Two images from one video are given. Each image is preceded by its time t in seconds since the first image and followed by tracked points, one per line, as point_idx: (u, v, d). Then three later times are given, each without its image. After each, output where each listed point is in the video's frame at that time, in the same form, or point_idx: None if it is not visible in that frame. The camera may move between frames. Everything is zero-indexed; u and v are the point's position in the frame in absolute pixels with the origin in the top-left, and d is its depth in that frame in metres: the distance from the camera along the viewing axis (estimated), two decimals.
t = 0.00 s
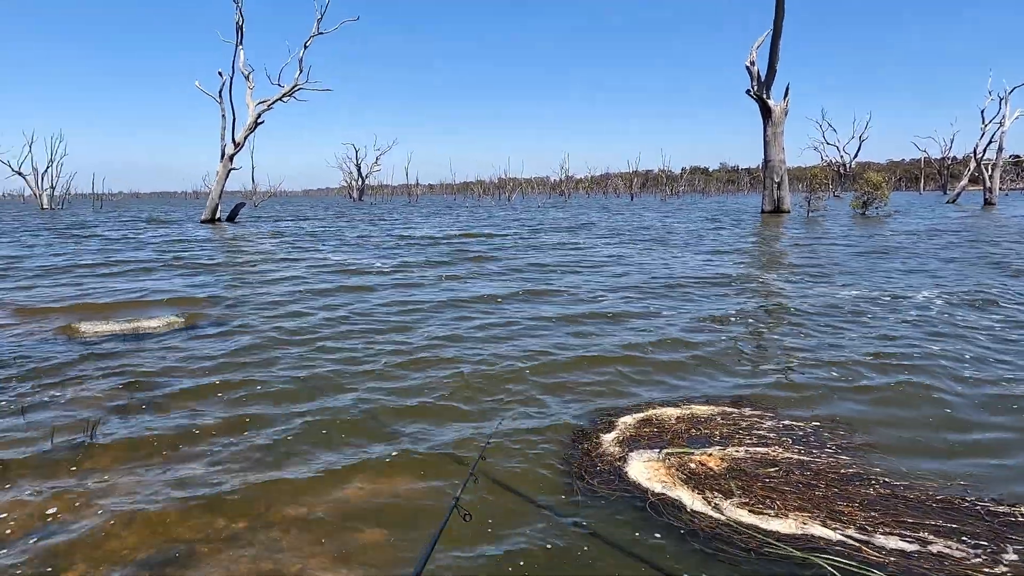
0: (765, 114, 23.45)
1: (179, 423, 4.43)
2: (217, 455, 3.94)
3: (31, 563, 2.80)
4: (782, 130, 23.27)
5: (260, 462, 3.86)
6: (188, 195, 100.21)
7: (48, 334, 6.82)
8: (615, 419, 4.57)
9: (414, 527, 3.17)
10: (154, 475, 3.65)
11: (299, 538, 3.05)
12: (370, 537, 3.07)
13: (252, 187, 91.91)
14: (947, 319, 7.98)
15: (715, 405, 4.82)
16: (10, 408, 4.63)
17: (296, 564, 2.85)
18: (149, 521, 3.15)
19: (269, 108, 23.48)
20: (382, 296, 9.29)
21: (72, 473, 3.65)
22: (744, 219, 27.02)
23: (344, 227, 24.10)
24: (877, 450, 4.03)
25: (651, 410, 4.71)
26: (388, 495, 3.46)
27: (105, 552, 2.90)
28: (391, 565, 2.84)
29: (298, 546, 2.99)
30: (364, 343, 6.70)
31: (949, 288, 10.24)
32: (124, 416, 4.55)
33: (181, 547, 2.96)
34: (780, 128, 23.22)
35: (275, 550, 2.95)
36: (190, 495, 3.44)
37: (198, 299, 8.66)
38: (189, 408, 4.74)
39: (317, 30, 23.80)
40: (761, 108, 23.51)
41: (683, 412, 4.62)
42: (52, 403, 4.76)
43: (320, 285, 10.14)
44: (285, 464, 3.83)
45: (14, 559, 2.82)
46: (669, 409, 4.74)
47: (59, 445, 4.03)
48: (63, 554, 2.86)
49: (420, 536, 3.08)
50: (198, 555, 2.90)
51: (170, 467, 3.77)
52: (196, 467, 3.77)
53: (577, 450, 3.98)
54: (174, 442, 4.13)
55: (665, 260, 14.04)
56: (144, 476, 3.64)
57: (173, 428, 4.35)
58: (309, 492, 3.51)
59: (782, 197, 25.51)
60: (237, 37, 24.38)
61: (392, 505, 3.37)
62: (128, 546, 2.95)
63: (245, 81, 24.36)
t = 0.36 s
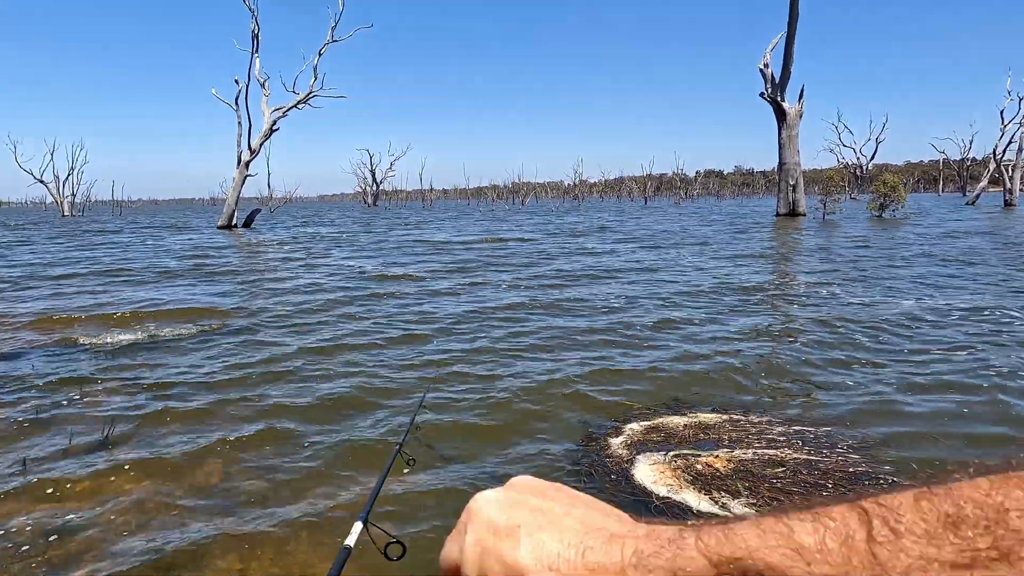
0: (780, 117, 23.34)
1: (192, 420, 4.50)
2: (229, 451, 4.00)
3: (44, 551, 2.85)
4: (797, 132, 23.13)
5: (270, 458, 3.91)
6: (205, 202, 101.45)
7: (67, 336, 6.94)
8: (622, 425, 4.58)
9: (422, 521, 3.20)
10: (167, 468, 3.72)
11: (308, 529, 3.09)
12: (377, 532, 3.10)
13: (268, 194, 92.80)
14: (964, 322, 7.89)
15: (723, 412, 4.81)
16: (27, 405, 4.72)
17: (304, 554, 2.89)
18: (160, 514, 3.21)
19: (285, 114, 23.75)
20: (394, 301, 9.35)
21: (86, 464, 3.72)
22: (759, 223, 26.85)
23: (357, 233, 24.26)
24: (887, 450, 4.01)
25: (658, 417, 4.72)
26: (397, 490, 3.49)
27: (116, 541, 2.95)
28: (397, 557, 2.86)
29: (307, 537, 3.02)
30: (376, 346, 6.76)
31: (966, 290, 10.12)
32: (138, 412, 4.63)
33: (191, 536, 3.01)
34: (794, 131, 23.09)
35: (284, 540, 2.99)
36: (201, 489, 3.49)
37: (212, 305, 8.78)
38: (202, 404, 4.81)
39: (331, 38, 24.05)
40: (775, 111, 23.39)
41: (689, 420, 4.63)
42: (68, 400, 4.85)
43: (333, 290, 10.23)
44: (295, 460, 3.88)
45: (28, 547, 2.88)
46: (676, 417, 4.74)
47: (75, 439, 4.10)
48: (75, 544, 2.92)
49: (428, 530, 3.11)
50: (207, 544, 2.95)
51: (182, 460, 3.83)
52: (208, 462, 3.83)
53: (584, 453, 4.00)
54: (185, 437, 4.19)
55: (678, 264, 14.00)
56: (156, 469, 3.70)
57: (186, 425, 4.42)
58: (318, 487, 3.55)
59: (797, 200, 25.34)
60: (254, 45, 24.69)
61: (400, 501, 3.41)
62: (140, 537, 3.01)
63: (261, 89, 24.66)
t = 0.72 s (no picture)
0: (797, 117, 23.13)
1: (211, 429, 4.57)
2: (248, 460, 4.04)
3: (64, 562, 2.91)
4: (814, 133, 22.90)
5: (288, 467, 3.94)
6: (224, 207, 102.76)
7: (90, 345, 7.07)
8: (638, 426, 4.56)
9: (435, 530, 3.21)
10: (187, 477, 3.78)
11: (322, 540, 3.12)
12: (392, 540, 3.12)
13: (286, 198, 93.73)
14: (986, 326, 7.76)
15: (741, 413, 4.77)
16: (51, 414, 4.83)
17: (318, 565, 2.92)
18: (178, 520, 3.25)
19: (302, 120, 23.97)
20: (410, 307, 9.40)
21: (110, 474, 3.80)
22: (776, 225, 26.61)
23: (374, 238, 24.40)
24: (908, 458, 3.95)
25: (673, 417, 4.69)
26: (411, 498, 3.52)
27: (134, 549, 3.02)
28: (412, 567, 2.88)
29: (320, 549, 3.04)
30: (391, 353, 6.80)
31: (989, 293, 9.95)
32: (160, 422, 4.71)
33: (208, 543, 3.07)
34: (812, 132, 22.86)
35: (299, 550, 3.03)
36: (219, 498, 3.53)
37: (230, 312, 8.89)
38: (223, 414, 4.88)
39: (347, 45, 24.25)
40: (792, 111, 23.17)
41: (708, 419, 4.59)
42: (90, 410, 4.94)
43: (349, 297, 10.32)
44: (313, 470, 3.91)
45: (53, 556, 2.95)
46: (694, 417, 4.71)
47: (98, 449, 4.18)
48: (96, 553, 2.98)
49: (442, 540, 3.12)
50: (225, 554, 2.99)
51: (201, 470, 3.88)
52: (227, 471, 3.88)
53: (599, 458, 3.99)
54: (205, 447, 4.26)
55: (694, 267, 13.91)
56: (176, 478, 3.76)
57: (206, 434, 4.48)
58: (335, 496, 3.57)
59: (815, 201, 25.06)
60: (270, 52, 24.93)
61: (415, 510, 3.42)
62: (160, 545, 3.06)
63: (278, 95, 24.91)
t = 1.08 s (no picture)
0: (811, 119, 22.94)
1: (222, 434, 4.56)
2: (258, 466, 4.02)
3: (76, 568, 2.91)
4: (829, 135, 22.69)
5: (298, 473, 3.93)
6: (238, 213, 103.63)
7: (104, 351, 7.12)
8: (650, 431, 4.50)
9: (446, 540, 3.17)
10: (198, 483, 3.77)
11: (333, 549, 3.10)
12: (402, 550, 3.09)
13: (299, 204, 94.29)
14: (1007, 329, 7.61)
15: (757, 417, 4.69)
16: (65, 419, 4.85)
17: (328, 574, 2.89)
18: (186, 528, 3.25)
19: (314, 126, 24.12)
20: (422, 312, 9.39)
21: (122, 480, 3.81)
22: (790, 227, 26.39)
23: (386, 243, 24.47)
24: (928, 464, 3.86)
25: (687, 422, 4.62)
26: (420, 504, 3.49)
27: (144, 556, 3.01)
28: None
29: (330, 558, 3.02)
30: (402, 359, 6.78)
31: (1009, 296, 9.76)
32: (172, 427, 4.72)
33: (219, 548, 3.06)
34: (826, 133, 22.65)
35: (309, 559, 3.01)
36: (230, 504, 3.52)
37: (242, 317, 8.94)
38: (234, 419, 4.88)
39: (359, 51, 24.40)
40: (806, 113, 22.99)
41: (722, 425, 4.52)
42: (104, 415, 4.96)
43: (360, 301, 10.34)
44: (324, 476, 3.89)
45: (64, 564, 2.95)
46: (709, 421, 4.64)
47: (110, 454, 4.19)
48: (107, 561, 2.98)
49: (453, 550, 3.09)
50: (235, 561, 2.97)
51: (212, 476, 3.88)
52: (237, 476, 3.87)
53: (611, 463, 3.94)
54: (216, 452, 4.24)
55: (707, 271, 13.81)
56: (188, 484, 3.76)
57: (218, 439, 4.48)
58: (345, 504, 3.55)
59: (830, 203, 24.81)
60: (283, 58, 25.14)
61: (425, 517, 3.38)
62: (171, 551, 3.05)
63: (291, 102, 25.10)
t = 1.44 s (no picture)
0: (824, 121, 22.81)
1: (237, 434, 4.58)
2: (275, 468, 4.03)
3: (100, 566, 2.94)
4: (842, 137, 22.55)
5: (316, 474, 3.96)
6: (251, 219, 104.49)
7: (121, 356, 7.18)
8: (666, 442, 4.49)
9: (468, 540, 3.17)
10: (215, 483, 3.79)
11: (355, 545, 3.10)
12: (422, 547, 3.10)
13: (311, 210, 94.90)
14: None
15: (771, 429, 4.66)
16: (83, 423, 4.88)
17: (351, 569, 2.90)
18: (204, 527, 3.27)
19: (327, 131, 24.27)
20: (435, 317, 9.40)
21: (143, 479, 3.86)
22: (803, 230, 26.21)
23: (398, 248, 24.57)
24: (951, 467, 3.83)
25: (701, 434, 4.60)
26: (438, 507, 3.51)
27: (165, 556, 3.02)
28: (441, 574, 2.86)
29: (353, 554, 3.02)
30: (417, 362, 6.81)
31: None
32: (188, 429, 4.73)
33: (239, 550, 3.07)
34: (840, 135, 22.52)
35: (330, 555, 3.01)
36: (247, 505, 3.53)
37: (257, 322, 8.99)
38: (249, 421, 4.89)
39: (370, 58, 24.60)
40: (819, 115, 22.85)
41: (737, 437, 4.50)
42: (121, 417, 4.99)
43: (373, 306, 10.38)
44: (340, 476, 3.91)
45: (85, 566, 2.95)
46: (724, 433, 4.62)
47: (127, 454, 4.22)
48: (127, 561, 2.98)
49: (471, 547, 3.10)
50: (256, 561, 2.97)
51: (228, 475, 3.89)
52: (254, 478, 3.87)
53: (628, 470, 3.93)
54: (231, 451, 4.26)
55: (721, 274, 13.74)
56: (205, 483, 3.78)
57: (233, 438, 4.49)
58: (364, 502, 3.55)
59: (844, 206, 24.64)
60: (296, 65, 25.35)
61: (445, 519, 3.38)
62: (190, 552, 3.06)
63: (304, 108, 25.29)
